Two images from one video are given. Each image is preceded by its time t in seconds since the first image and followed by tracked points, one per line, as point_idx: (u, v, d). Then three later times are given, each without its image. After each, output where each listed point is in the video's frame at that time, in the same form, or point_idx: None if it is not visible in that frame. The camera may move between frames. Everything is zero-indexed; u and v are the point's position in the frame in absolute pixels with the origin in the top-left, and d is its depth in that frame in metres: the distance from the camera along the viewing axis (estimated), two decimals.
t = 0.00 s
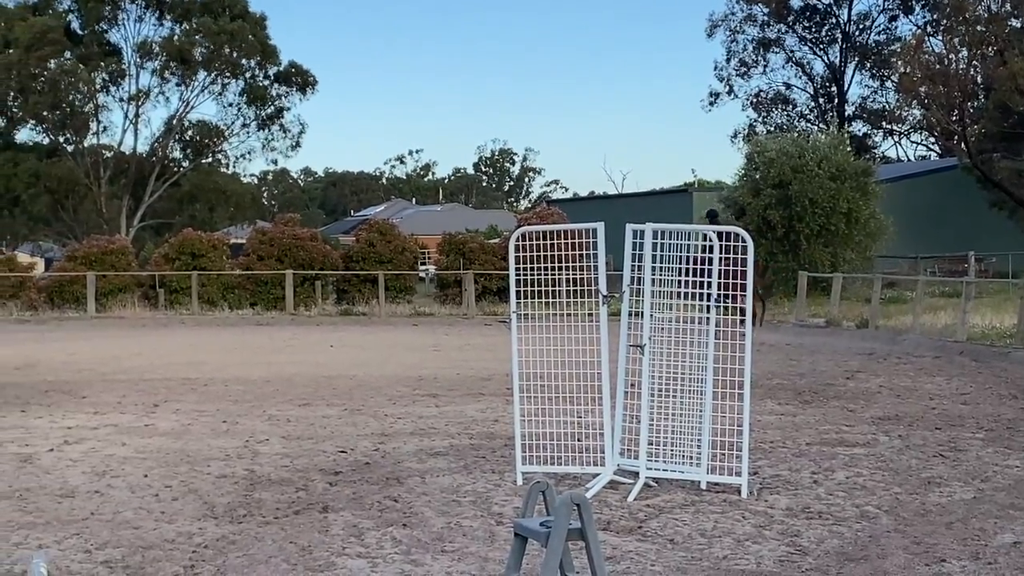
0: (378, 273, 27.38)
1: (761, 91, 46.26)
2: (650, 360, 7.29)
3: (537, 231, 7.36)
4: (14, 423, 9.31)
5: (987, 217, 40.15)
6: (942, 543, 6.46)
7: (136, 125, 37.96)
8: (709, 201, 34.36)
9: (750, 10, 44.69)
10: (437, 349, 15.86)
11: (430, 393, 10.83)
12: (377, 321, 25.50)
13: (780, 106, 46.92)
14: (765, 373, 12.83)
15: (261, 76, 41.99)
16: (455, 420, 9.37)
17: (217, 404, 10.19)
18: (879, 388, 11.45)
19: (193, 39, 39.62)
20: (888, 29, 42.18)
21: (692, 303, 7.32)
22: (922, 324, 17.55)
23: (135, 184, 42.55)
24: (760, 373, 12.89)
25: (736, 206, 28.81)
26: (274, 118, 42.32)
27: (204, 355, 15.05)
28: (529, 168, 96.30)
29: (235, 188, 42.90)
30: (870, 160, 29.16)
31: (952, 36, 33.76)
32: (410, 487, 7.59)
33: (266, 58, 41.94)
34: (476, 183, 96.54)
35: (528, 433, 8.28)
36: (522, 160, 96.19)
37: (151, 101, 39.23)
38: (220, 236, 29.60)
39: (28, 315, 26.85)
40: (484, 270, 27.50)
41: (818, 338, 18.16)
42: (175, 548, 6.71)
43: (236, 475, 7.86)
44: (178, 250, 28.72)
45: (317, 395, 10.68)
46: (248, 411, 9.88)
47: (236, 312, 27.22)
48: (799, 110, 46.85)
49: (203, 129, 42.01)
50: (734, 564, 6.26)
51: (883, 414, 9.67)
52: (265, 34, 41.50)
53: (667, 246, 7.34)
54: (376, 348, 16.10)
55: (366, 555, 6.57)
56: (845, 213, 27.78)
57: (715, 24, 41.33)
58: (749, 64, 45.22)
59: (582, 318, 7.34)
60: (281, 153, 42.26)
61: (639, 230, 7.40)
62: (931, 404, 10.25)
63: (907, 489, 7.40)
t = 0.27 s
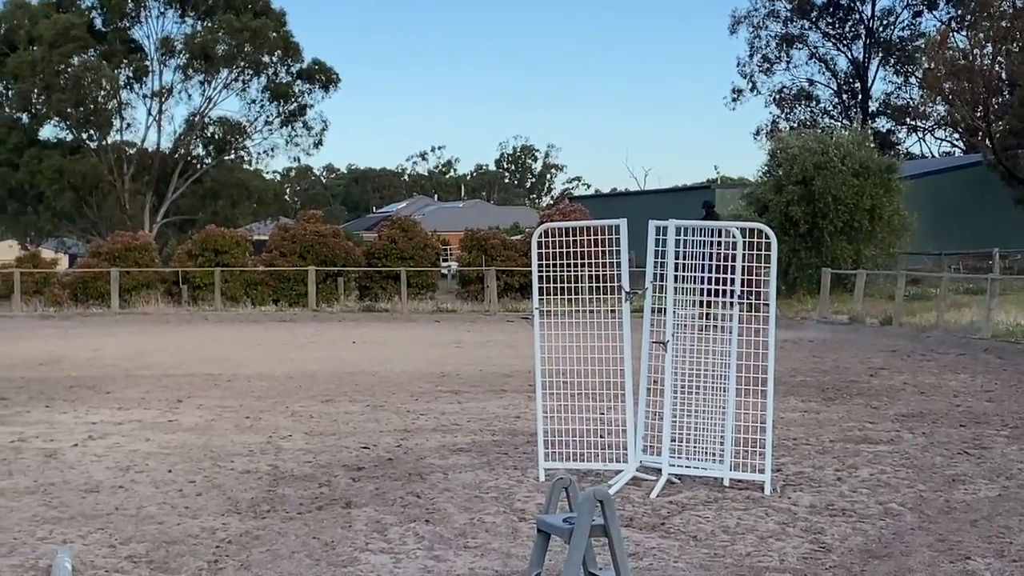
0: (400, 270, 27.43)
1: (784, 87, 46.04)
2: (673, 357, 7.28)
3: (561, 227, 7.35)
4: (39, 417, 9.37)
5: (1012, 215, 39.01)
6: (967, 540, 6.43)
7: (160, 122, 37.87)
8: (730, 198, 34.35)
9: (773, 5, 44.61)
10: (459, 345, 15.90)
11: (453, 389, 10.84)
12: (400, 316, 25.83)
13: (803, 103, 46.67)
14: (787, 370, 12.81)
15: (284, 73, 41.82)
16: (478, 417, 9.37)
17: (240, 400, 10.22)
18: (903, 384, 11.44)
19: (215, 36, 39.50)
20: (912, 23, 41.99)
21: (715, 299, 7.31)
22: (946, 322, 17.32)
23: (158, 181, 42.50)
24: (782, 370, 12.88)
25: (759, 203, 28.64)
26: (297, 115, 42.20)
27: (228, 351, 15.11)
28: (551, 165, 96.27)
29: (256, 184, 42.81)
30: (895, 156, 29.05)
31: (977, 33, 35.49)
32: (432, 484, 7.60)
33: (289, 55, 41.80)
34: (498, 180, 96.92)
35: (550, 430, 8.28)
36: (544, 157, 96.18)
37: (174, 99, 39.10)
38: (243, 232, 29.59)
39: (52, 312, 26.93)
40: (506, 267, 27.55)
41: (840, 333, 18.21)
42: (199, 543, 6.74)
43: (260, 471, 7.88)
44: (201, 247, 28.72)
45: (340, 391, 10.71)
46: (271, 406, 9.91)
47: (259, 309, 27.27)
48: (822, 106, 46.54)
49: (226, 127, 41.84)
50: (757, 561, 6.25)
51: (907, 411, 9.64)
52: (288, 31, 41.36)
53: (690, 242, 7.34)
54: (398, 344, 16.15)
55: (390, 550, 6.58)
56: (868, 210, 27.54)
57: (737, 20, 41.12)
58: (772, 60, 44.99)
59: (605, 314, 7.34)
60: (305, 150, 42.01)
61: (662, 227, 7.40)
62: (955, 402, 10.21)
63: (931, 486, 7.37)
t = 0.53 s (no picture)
0: (424, 266, 27.45)
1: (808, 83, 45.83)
2: (697, 354, 7.27)
3: (584, 223, 7.35)
4: (66, 413, 9.44)
5: None
6: (993, 538, 6.40)
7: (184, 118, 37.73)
8: (754, 194, 34.52)
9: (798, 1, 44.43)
10: (482, 341, 15.93)
11: (476, 385, 10.86)
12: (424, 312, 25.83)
13: (829, 99, 46.39)
14: (812, 367, 12.79)
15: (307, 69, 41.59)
16: (502, 413, 9.37)
17: (265, 396, 10.25)
18: (929, 381, 11.42)
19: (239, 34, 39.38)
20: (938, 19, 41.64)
21: (740, 296, 7.30)
22: (971, 319, 17.29)
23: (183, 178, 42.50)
24: (806, 366, 12.87)
25: (783, 199, 28.45)
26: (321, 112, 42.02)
27: (252, 347, 15.17)
28: (575, 162, 96.05)
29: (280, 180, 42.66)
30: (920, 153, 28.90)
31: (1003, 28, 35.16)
32: (457, 480, 7.61)
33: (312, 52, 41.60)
34: (521, 176, 96.67)
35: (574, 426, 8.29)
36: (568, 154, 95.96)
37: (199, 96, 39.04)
38: (268, 229, 29.65)
39: (78, 308, 27.10)
40: (529, 263, 27.56)
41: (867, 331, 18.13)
42: (224, 538, 6.76)
43: (285, 466, 7.90)
44: (226, 243, 28.87)
45: (364, 387, 10.72)
46: (295, 402, 9.94)
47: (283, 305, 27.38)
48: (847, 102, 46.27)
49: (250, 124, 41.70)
50: (782, 558, 6.23)
51: (933, 409, 9.61)
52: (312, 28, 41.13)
53: (715, 239, 7.32)
54: (421, 340, 16.18)
55: (414, 547, 6.59)
56: (893, 206, 27.39)
57: (762, 16, 40.83)
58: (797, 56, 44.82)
59: (629, 311, 7.33)
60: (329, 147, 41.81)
61: (688, 222, 7.38)
62: (982, 399, 10.16)
63: (957, 484, 7.35)
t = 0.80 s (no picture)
0: (450, 263, 27.50)
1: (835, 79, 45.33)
2: (724, 351, 7.26)
3: (612, 221, 7.34)
4: (95, 408, 9.50)
5: None
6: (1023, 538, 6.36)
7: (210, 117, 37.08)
8: (782, 189, 34.63)
9: None
10: (508, 338, 15.94)
11: (503, 382, 10.88)
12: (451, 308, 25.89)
13: (855, 95, 45.93)
14: (840, 365, 12.76)
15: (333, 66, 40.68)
16: (529, 410, 9.39)
17: (292, 392, 10.28)
18: (957, 379, 11.38)
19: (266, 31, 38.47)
20: (967, 16, 41.17)
21: (768, 294, 7.29)
22: (998, 317, 17.32)
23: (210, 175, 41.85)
24: (833, 364, 12.83)
25: (811, 195, 28.45)
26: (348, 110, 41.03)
27: (279, 343, 15.22)
28: (600, 159, 95.76)
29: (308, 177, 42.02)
30: (948, 149, 28.72)
31: None
32: (483, 477, 7.61)
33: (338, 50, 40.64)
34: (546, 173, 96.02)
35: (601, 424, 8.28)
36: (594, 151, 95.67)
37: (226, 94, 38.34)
38: (295, 226, 29.67)
39: (105, 304, 27.24)
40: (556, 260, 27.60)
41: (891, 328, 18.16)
42: (252, 534, 6.79)
43: (312, 463, 7.92)
44: (254, 240, 28.91)
45: (391, 384, 10.75)
46: (322, 399, 9.97)
47: (309, 302, 27.46)
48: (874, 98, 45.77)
49: (276, 121, 40.89)
50: (810, 556, 6.21)
51: (961, 407, 9.58)
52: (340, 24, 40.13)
53: (742, 237, 7.30)
54: (448, 337, 16.21)
55: (441, 543, 6.61)
56: (921, 202, 27.27)
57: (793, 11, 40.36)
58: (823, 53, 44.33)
59: (656, 309, 7.32)
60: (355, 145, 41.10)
61: (715, 220, 7.37)
62: (1011, 397, 10.12)
63: (987, 482, 7.31)
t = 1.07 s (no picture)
0: (477, 260, 27.53)
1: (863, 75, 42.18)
2: (753, 349, 7.25)
3: (639, 218, 7.33)
4: (125, 405, 9.56)
5: None
6: None
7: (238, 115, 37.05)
8: (810, 186, 34.02)
9: None
10: (536, 335, 15.92)
11: (530, 379, 10.89)
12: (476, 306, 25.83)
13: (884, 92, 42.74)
14: (870, 363, 12.70)
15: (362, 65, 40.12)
16: (556, 407, 9.39)
17: (319, 389, 10.29)
18: (986, 377, 11.32)
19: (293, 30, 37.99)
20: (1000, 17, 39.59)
21: (797, 291, 7.28)
22: None
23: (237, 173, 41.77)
24: (861, 362, 12.77)
25: (840, 192, 28.38)
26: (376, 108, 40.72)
27: (306, 340, 15.25)
28: (626, 156, 95.43)
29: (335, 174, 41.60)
30: (978, 146, 28.54)
31: None
32: (511, 474, 7.61)
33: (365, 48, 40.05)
34: (574, 171, 94.72)
35: (629, 421, 8.27)
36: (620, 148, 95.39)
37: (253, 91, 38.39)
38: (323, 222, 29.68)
39: (133, 301, 27.35)
40: (583, 258, 27.26)
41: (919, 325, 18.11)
42: (281, 531, 6.80)
43: (340, 460, 7.94)
44: (281, 237, 28.98)
45: (418, 381, 10.76)
46: (350, 396, 9.99)
47: (336, 299, 27.59)
48: (903, 96, 42.70)
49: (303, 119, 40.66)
50: (839, 554, 6.19)
51: (991, 405, 9.53)
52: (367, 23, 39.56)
53: (771, 233, 7.29)
54: (477, 334, 16.20)
55: (470, 540, 6.61)
56: (951, 199, 27.14)
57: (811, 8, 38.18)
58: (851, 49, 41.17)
59: (684, 306, 7.32)
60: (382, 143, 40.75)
61: (743, 217, 7.36)
62: None
63: (1017, 481, 7.27)
